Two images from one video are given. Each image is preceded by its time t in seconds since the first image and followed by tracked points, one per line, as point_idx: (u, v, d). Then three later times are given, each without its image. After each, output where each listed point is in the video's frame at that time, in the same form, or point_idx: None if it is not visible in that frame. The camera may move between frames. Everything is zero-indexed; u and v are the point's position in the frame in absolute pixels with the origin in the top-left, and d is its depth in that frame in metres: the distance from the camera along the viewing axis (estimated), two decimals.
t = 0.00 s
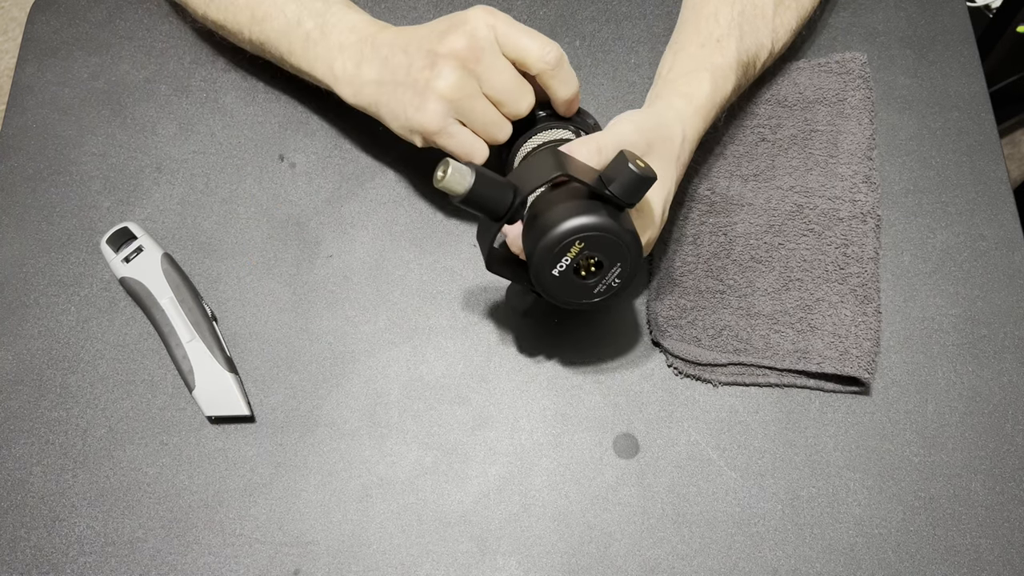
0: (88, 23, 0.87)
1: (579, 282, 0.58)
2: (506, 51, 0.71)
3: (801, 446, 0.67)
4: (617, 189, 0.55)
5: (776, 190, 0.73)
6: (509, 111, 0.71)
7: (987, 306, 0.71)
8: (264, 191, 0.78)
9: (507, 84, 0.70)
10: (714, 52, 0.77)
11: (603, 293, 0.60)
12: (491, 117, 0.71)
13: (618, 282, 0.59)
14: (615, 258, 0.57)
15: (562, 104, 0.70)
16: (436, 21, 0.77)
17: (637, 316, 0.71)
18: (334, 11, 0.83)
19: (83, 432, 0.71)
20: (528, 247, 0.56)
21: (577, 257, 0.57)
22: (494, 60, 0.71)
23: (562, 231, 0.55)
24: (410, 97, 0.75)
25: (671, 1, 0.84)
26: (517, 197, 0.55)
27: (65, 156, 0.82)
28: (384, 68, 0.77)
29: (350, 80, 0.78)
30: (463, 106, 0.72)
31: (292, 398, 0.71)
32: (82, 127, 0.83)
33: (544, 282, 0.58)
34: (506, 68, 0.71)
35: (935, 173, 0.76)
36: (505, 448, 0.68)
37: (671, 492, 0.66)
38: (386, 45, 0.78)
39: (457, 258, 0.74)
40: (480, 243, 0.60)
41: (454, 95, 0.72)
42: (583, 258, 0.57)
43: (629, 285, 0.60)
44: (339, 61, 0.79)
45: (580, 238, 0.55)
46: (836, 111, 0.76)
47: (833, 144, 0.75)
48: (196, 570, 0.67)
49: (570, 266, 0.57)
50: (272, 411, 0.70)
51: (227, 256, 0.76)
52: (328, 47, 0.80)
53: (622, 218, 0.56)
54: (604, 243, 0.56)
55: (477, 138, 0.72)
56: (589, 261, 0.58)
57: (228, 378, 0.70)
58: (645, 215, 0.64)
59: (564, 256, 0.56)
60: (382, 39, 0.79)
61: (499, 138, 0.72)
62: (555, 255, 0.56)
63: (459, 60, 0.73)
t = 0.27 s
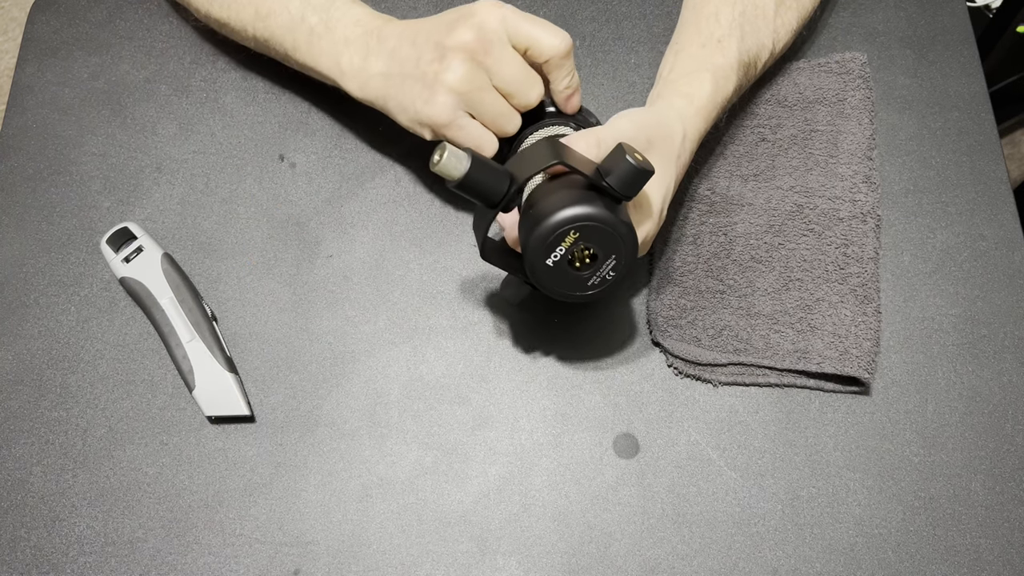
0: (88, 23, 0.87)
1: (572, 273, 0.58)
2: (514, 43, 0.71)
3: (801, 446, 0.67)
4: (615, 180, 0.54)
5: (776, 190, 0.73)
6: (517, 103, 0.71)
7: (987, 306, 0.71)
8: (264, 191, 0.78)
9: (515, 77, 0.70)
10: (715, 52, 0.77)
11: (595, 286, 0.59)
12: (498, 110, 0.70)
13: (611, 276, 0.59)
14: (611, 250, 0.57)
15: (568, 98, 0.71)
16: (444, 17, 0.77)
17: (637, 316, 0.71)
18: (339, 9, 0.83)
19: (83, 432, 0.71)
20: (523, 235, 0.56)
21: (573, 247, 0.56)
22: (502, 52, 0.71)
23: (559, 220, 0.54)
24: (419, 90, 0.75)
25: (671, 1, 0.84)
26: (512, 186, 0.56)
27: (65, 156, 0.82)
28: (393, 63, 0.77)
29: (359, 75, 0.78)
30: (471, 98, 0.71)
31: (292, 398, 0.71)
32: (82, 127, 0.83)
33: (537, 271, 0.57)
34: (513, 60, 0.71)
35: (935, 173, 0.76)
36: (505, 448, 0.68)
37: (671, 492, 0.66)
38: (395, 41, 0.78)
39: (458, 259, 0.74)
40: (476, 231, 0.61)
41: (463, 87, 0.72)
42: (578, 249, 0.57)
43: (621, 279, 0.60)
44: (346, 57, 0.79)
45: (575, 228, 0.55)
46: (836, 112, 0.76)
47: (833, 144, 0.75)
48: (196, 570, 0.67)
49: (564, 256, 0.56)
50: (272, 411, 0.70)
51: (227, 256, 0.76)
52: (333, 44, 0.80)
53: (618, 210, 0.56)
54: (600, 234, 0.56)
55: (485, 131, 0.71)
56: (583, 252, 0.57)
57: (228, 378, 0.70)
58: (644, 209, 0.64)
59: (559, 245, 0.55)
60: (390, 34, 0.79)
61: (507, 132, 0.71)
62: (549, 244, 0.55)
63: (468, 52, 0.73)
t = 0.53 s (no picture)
0: (88, 23, 0.87)
1: (556, 258, 0.58)
2: (461, 27, 0.70)
3: (801, 446, 0.67)
4: (605, 167, 0.55)
5: (777, 190, 0.73)
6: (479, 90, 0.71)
7: (987, 306, 0.71)
8: (264, 191, 0.78)
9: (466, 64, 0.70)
10: (715, 52, 0.77)
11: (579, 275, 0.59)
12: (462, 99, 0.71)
13: (596, 264, 0.59)
14: (596, 237, 0.57)
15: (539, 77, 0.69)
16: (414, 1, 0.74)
17: (637, 316, 0.71)
18: (322, 8, 0.80)
19: (83, 432, 0.71)
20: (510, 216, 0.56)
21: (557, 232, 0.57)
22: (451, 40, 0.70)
23: (545, 200, 0.55)
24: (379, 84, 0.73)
25: (671, 1, 0.84)
26: (500, 164, 0.55)
27: (64, 156, 0.82)
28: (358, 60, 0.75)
29: (336, 78, 0.76)
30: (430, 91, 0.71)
31: (292, 398, 0.71)
32: (82, 127, 0.83)
33: (521, 254, 0.57)
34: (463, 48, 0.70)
35: (935, 173, 0.76)
36: (505, 448, 0.68)
37: (671, 492, 0.66)
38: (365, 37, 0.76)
39: (458, 258, 0.74)
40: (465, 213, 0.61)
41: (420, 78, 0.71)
42: (563, 233, 0.57)
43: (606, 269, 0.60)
44: (326, 59, 0.77)
45: (561, 210, 0.55)
46: (836, 112, 0.76)
47: (833, 144, 0.75)
48: (196, 570, 0.67)
49: (548, 239, 0.57)
50: (272, 411, 0.70)
51: (227, 256, 0.76)
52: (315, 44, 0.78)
53: (607, 198, 0.56)
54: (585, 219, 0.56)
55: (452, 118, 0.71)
56: (567, 237, 0.57)
57: (228, 378, 0.70)
58: (634, 200, 0.65)
59: (543, 228, 0.56)
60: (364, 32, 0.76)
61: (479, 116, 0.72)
62: (534, 226, 0.56)
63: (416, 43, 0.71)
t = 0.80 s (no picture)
0: (87, 22, 0.87)
1: (525, 239, 0.59)
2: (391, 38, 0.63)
3: (801, 446, 0.67)
4: (572, 151, 0.55)
5: (776, 190, 0.73)
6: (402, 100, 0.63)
7: (987, 306, 0.71)
8: (263, 191, 0.78)
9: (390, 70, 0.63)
10: (707, 49, 0.77)
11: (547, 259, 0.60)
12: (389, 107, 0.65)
13: (565, 246, 0.59)
14: (562, 218, 0.58)
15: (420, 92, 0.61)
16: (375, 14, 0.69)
17: (636, 316, 0.71)
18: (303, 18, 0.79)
19: (83, 432, 0.71)
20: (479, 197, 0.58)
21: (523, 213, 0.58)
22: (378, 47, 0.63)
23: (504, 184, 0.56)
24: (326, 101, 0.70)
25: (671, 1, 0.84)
26: (469, 145, 0.57)
27: (64, 156, 0.82)
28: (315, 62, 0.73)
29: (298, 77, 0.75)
30: (355, 102, 0.67)
31: (292, 398, 0.71)
32: (82, 127, 0.83)
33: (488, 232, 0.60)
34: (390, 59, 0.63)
35: (934, 173, 0.76)
36: (505, 448, 0.68)
37: (671, 492, 0.66)
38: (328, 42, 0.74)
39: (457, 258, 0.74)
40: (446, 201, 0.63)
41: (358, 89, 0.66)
42: (531, 214, 0.58)
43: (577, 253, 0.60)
44: (300, 67, 0.76)
45: (525, 190, 0.56)
46: (836, 111, 0.76)
47: (833, 144, 0.75)
48: (197, 570, 0.67)
49: (515, 219, 0.58)
50: (272, 411, 0.70)
51: (227, 256, 0.76)
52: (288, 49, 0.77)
53: (576, 180, 0.57)
54: (550, 199, 0.57)
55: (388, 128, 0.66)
56: (535, 219, 0.59)
57: (228, 378, 0.70)
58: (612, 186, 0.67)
59: (510, 208, 0.58)
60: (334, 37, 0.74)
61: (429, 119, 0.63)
62: (500, 205, 0.57)
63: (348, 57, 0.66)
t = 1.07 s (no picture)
0: (86, 22, 0.87)
1: (546, 232, 0.57)
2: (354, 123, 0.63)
3: (801, 446, 0.67)
4: (588, 138, 0.55)
5: (776, 190, 0.73)
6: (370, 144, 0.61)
7: (987, 306, 0.71)
8: (264, 191, 0.78)
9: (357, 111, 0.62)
10: (715, 44, 0.77)
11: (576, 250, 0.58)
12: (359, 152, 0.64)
13: (588, 236, 0.57)
14: (583, 206, 0.57)
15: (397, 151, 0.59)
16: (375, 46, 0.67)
17: (636, 316, 0.71)
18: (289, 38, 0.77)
19: (83, 432, 0.71)
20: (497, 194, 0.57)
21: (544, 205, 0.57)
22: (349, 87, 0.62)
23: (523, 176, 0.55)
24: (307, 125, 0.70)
25: (671, 1, 0.84)
26: (479, 145, 0.57)
27: (64, 156, 0.82)
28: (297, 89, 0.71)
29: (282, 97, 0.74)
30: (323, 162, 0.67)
31: (292, 398, 0.71)
32: (82, 127, 0.83)
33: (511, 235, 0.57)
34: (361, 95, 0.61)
35: (935, 173, 0.76)
36: (505, 448, 0.68)
37: (671, 492, 0.66)
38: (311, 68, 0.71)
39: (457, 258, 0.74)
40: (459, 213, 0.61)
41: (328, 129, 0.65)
42: (550, 206, 0.57)
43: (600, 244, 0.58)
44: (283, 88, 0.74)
45: (543, 180, 0.55)
46: (836, 112, 0.76)
47: (833, 144, 0.75)
48: (197, 570, 0.67)
49: (535, 213, 0.57)
50: (272, 411, 0.70)
51: (227, 256, 0.76)
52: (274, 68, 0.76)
53: (594, 168, 0.56)
54: (570, 187, 0.56)
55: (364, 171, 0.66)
56: (556, 212, 0.57)
57: (228, 378, 0.70)
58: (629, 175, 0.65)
59: (528, 200, 0.56)
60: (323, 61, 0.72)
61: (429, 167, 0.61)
62: (519, 199, 0.56)
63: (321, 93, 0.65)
